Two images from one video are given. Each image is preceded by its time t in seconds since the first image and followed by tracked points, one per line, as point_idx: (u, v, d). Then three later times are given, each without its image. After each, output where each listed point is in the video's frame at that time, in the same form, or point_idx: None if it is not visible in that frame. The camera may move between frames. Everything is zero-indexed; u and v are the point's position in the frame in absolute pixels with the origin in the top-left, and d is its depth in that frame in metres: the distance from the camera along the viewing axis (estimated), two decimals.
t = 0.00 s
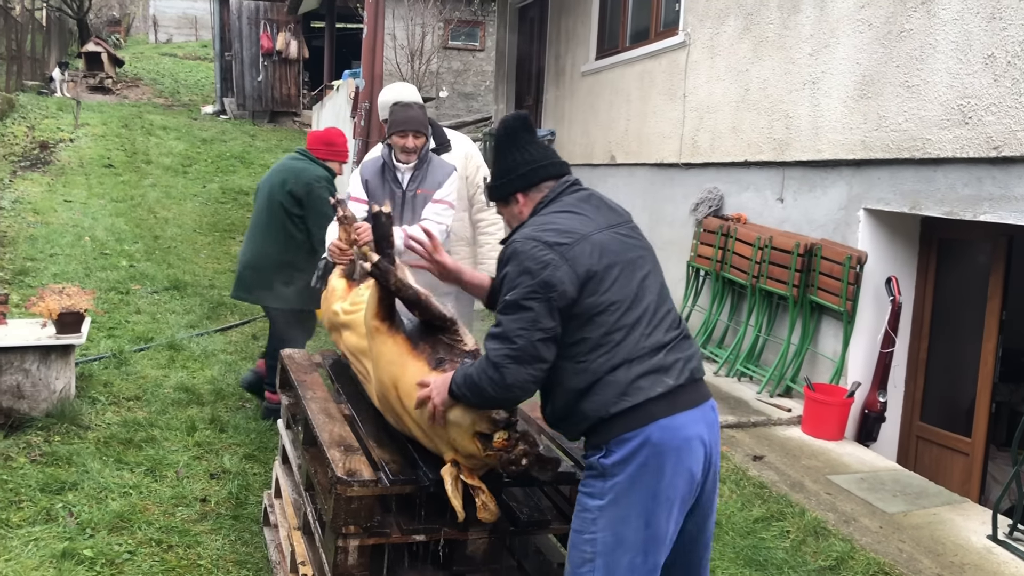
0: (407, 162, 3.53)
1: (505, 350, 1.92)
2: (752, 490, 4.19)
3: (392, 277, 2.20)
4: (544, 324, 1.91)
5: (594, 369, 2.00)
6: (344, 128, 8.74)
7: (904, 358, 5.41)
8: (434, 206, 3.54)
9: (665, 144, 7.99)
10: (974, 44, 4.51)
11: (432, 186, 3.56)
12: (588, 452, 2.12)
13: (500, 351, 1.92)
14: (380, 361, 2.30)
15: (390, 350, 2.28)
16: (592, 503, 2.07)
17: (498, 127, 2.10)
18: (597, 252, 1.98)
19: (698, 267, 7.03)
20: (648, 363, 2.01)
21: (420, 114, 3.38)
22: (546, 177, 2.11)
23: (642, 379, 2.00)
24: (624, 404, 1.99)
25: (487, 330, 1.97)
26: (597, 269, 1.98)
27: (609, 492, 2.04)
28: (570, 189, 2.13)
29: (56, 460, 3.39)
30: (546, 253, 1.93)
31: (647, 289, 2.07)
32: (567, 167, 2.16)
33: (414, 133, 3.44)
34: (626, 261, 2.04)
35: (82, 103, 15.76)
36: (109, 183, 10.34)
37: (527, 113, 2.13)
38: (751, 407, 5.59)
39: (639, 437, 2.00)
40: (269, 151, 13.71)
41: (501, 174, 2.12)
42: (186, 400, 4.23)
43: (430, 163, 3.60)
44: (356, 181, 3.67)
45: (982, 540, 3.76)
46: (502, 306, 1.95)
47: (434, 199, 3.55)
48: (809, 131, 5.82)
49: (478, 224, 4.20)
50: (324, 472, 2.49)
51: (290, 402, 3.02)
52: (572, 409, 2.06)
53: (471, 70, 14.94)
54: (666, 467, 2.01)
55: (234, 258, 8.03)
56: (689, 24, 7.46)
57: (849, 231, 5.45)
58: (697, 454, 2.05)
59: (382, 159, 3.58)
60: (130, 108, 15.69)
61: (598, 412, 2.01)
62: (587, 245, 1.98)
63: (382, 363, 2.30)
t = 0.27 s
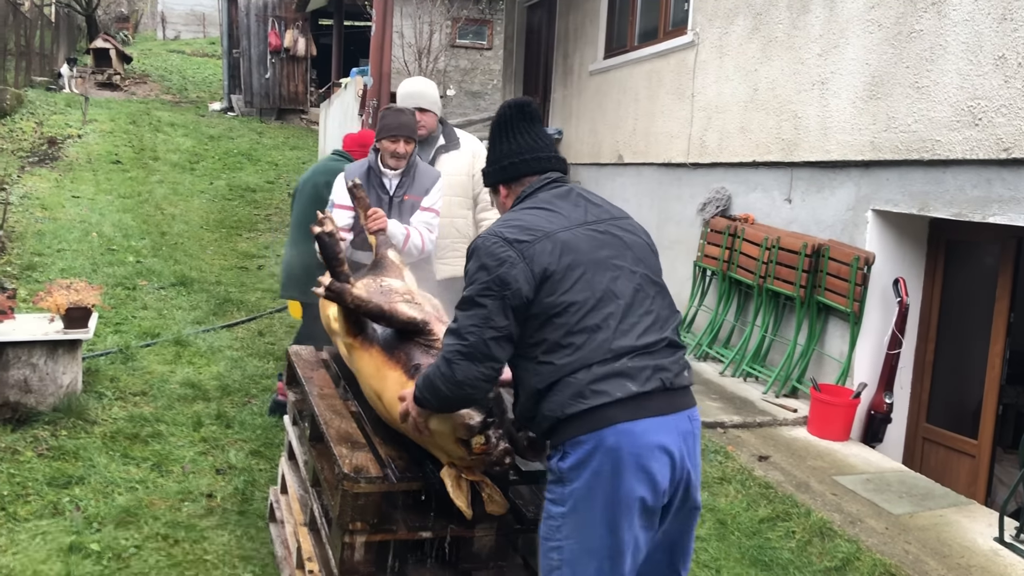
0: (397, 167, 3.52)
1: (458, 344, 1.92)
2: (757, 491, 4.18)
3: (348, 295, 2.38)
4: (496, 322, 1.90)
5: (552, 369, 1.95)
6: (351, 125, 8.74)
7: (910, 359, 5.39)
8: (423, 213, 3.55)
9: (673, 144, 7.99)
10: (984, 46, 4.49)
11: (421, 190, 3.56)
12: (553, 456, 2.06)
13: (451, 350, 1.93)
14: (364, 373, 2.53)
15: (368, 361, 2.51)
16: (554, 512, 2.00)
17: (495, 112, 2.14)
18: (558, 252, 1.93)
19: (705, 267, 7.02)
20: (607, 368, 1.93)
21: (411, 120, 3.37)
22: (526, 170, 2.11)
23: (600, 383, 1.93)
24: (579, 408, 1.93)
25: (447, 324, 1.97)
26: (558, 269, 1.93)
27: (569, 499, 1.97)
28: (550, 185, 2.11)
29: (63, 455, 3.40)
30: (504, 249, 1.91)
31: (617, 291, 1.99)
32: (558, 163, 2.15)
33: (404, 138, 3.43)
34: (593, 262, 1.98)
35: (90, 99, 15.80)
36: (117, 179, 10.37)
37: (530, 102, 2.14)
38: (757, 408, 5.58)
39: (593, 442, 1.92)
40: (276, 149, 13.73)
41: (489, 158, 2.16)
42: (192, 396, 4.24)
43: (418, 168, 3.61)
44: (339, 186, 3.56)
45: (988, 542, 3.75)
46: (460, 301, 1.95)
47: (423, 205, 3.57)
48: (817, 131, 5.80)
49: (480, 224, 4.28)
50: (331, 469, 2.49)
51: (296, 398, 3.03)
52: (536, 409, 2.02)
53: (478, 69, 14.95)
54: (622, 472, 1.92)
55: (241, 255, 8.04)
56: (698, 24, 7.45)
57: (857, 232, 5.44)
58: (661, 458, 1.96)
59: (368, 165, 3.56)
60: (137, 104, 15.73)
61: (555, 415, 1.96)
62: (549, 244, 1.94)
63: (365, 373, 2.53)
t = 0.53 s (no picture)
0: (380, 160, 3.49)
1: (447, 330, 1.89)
2: (762, 490, 4.17)
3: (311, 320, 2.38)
4: (482, 313, 1.85)
5: (536, 370, 1.88)
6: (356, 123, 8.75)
7: (916, 359, 5.38)
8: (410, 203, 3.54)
9: (678, 142, 7.98)
10: (991, 44, 4.47)
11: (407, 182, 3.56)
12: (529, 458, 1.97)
13: (438, 331, 1.88)
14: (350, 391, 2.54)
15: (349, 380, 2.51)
16: (521, 516, 1.92)
17: (541, 99, 2.06)
18: (559, 251, 1.84)
19: (710, 265, 7.01)
20: (587, 377, 1.82)
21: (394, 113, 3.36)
22: (555, 168, 2.03)
23: (578, 392, 1.82)
24: (552, 414, 1.83)
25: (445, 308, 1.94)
26: (554, 267, 1.84)
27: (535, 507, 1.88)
28: (572, 184, 2.02)
29: (69, 452, 3.41)
30: (504, 239, 1.85)
31: (612, 297, 1.88)
32: (592, 165, 2.05)
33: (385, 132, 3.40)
34: (592, 265, 1.87)
35: (96, 96, 15.83)
36: (122, 176, 10.39)
37: (576, 96, 2.05)
38: (762, 406, 5.57)
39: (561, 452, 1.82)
40: (281, 146, 13.75)
41: (526, 147, 2.10)
42: (197, 393, 4.25)
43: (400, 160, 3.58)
44: (322, 186, 3.46)
45: (994, 542, 3.74)
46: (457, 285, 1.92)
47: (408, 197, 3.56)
48: (823, 130, 5.79)
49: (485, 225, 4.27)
50: (336, 466, 2.50)
51: (301, 396, 3.03)
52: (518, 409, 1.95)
53: (482, 67, 14.95)
54: (586, 487, 1.81)
55: (246, 252, 8.05)
56: (703, 21, 7.43)
57: (862, 230, 5.42)
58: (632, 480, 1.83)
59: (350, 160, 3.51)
60: (143, 101, 15.76)
61: (530, 417, 1.88)
62: (550, 240, 1.85)
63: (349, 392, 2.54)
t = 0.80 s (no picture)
0: (359, 164, 3.50)
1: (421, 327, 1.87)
2: (764, 487, 4.17)
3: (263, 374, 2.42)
4: (454, 311, 1.81)
5: (502, 371, 1.82)
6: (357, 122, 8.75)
7: (918, 355, 5.37)
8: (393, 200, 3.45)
9: (679, 139, 7.99)
10: (992, 40, 4.46)
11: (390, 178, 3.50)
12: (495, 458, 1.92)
13: (415, 327, 1.85)
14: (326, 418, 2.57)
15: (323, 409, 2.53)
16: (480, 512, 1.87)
17: (540, 94, 2.02)
18: (530, 249, 1.79)
19: (711, 263, 7.00)
20: (550, 379, 1.76)
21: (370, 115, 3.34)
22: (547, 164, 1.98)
23: (539, 394, 1.76)
24: (514, 416, 1.78)
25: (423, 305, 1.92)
26: (525, 265, 1.79)
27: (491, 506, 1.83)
28: (559, 183, 1.96)
29: (71, 452, 3.42)
30: (478, 236, 1.82)
31: (585, 298, 1.81)
32: (585, 165, 2.00)
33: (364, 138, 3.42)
34: (564, 265, 1.81)
35: (97, 96, 15.84)
36: (123, 175, 10.40)
37: (575, 93, 2.00)
38: (763, 404, 5.57)
39: (520, 457, 1.75)
40: (282, 145, 13.74)
41: (521, 141, 2.05)
42: (199, 392, 4.25)
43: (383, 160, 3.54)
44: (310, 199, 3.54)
45: (996, 539, 3.73)
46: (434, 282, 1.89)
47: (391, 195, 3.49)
48: (824, 127, 5.77)
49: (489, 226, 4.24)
50: (338, 466, 2.51)
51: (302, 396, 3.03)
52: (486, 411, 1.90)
53: (483, 65, 14.94)
54: (541, 492, 1.75)
55: (247, 251, 8.06)
56: (704, 19, 7.43)
57: (864, 227, 5.42)
58: (588, 489, 1.75)
59: (332, 168, 3.52)
60: (144, 101, 15.76)
61: (494, 417, 1.83)
62: (523, 238, 1.81)
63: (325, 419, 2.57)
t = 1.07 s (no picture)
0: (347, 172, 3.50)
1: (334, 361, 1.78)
2: (769, 482, 4.16)
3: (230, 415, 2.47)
4: (361, 346, 1.72)
5: (407, 398, 1.70)
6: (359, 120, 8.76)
7: (922, 349, 5.36)
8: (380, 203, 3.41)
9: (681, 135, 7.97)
10: (995, 31, 4.44)
11: (376, 184, 3.48)
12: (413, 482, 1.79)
13: (335, 372, 1.79)
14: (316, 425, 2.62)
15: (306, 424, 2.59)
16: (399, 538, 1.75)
17: (427, 106, 1.86)
18: (424, 269, 1.66)
19: (714, 259, 7.00)
20: (452, 398, 1.63)
21: (349, 129, 3.36)
22: (443, 181, 1.82)
23: (445, 412, 1.63)
24: (423, 436, 1.66)
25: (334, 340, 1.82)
26: (420, 287, 1.66)
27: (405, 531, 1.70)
28: (455, 196, 1.80)
29: (75, 453, 3.42)
30: (374, 263, 1.71)
31: (487, 310, 1.66)
32: (484, 177, 1.85)
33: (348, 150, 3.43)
34: (463, 279, 1.66)
35: (99, 98, 15.87)
36: (126, 176, 10.42)
37: (464, 104, 1.85)
38: (768, 399, 5.56)
39: (431, 475, 1.63)
40: (284, 144, 13.75)
41: (417, 159, 1.89)
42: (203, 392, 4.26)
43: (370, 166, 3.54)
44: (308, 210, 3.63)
45: (1002, 532, 3.72)
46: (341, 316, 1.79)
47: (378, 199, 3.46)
48: (826, 120, 5.76)
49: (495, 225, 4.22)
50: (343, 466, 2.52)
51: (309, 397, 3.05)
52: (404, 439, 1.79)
53: (484, 62, 14.91)
54: (454, 508, 1.62)
55: (250, 251, 8.06)
56: (705, 13, 7.41)
57: (867, 221, 5.40)
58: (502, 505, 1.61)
59: (325, 182, 3.58)
60: (146, 102, 15.78)
61: (405, 442, 1.71)
62: (417, 258, 1.67)
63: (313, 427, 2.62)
